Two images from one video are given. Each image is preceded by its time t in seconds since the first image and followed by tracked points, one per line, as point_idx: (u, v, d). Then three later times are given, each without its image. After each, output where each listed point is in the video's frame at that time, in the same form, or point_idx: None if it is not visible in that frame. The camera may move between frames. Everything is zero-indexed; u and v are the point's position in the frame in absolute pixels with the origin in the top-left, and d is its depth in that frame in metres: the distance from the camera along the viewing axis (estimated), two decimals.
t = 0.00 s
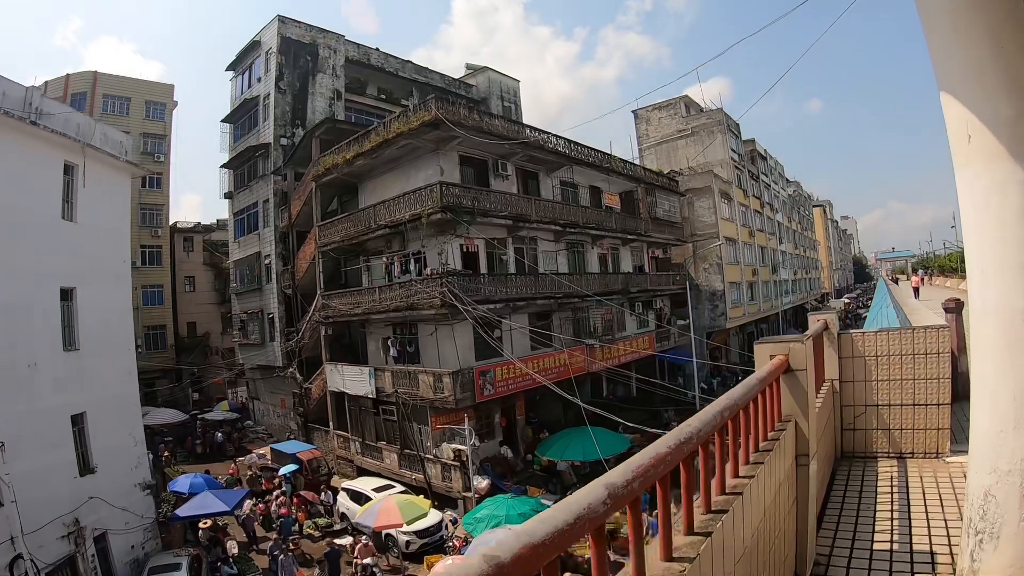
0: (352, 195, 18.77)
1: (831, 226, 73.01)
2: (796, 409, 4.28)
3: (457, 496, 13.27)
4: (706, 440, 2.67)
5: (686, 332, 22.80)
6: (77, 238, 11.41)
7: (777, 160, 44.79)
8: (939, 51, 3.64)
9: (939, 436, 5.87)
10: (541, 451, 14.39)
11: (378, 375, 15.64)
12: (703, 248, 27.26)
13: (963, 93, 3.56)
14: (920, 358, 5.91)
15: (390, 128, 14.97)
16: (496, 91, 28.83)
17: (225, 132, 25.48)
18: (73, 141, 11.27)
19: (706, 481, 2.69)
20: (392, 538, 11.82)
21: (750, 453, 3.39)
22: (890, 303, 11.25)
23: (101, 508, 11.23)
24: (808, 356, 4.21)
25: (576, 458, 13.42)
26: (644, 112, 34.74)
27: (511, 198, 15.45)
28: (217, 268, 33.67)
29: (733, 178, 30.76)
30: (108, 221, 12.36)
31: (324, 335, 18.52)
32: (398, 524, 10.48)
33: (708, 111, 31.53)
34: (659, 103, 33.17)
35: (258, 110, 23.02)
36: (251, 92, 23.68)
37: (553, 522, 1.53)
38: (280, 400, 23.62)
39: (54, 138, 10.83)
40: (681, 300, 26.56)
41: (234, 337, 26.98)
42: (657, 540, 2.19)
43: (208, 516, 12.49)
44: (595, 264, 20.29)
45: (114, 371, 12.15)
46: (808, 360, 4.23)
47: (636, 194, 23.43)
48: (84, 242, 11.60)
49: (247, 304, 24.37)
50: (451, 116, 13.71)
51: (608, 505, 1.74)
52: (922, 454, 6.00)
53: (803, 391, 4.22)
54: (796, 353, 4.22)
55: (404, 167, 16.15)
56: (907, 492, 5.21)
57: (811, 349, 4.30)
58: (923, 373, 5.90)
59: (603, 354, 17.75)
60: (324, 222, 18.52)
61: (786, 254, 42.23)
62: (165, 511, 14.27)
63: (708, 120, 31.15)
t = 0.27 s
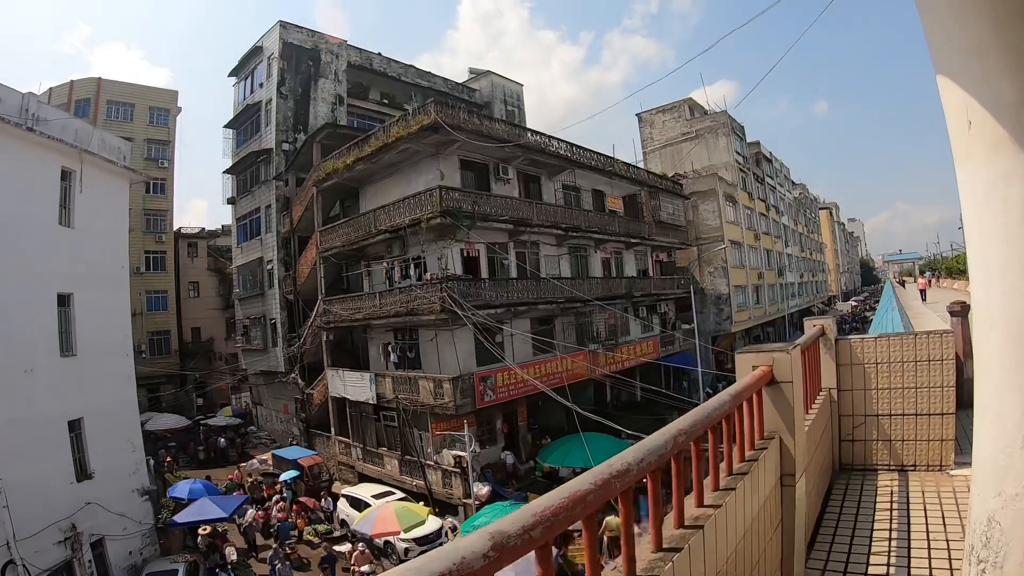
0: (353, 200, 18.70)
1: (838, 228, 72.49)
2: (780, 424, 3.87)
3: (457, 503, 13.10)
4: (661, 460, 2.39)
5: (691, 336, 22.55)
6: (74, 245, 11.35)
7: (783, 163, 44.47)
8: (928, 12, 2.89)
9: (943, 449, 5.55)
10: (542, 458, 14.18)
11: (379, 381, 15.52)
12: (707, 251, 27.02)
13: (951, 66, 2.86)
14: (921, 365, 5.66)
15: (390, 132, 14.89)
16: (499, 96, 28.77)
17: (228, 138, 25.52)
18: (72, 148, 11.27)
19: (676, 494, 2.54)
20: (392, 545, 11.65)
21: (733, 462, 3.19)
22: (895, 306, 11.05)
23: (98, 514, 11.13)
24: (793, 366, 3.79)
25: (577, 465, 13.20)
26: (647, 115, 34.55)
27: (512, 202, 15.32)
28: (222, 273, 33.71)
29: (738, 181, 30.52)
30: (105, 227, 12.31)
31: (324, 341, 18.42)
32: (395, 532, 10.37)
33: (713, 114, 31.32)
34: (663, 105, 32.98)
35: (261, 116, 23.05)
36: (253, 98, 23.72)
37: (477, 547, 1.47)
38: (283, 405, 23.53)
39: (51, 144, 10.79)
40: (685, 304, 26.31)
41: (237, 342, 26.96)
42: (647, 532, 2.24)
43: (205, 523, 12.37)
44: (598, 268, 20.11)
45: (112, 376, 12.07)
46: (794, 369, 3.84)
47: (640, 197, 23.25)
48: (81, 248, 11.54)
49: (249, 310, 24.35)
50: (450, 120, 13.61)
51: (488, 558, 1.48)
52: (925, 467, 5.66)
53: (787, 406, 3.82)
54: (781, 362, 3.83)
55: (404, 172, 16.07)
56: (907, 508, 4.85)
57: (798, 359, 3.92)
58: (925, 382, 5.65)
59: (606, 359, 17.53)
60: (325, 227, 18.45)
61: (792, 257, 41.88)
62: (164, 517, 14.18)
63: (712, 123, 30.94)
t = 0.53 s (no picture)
0: (357, 202, 18.61)
1: (847, 230, 71.91)
2: (770, 443, 3.31)
3: (459, 507, 12.95)
4: (638, 483, 2.08)
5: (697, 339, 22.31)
6: (74, 247, 11.31)
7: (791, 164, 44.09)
8: (937, 1, 2.88)
9: (954, 462, 4.71)
10: (545, 462, 14.02)
11: (381, 383, 15.42)
12: (714, 253, 26.77)
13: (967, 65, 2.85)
14: (929, 373, 4.80)
15: (392, 134, 14.79)
16: (504, 97, 28.64)
17: (234, 140, 25.55)
18: (71, 150, 11.22)
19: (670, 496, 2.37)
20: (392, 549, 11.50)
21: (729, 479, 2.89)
22: (904, 307, 10.81)
23: (97, 516, 11.05)
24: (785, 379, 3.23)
25: (580, 470, 13.00)
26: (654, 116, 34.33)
27: (515, 203, 15.16)
28: (228, 275, 33.77)
29: (745, 182, 30.24)
30: (105, 229, 12.27)
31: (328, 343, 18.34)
32: (394, 537, 10.22)
33: (719, 114, 31.06)
34: (670, 106, 32.76)
35: (265, 118, 23.06)
36: (258, 100, 23.72)
37: (469, 548, 1.38)
38: (287, 407, 23.48)
39: (51, 146, 10.77)
40: (692, 307, 26.07)
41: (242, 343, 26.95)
42: (629, 550, 2.00)
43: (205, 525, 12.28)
44: (603, 270, 19.93)
45: (111, 378, 12.01)
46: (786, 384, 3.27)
47: (645, 199, 23.06)
48: (81, 250, 11.50)
49: (254, 312, 24.33)
50: (452, 121, 13.50)
51: None
52: (932, 481, 4.83)
53: (778, 422, 3.26)
54: (771, 376, 3.29)
55: (407, 173, 15.97)
56: (913, 534, 4.02)
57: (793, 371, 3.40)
58: (935, 390, 4.78)
59: (611, 362, 17.31)
60: (328, 229, 18.38)
61: (800, 259, 41.48)
62: (165, 519, 14.12)
63: (719, 123, 30.67)
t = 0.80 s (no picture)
0: (361, 203, 18.52)
1: (856, 231, 71.21)
2: (769, 459, 2.97)
3: (462, 511, 12.79)
4: (599, 517, 1.73)
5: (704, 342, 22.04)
6: (74, 248, 11.26)
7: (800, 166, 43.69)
8: None
9: (969, 474, 4.45)
10: (548, 466, 13.82)
11: (384, 386, 15.29)
12: (721, 255, 26.49)
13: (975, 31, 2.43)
14: (943, 380, 4.55)
15: (395, 134, 14.69)
16: (511, 98, 28.51)
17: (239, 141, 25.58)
18: (73, 150, 11.19)
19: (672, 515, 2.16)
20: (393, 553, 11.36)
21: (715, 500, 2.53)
22: (915, 310, 10.57)
23: (97, 517, 10.98)
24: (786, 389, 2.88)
25: (584, 474, 12.80)
26: (661, 117, 34.10)
27: (520, 204, 14.99)
28: (234, 276, 33.82)
29: (753, 183, 29.93)
30: (106, 230, 12.22)
31: (331, 345, 18.25)
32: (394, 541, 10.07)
33: (727, 115, 30.80)
34: (677, 107, 32.52)
35: (271, 119, 23.06)
36: (263, 101, 23.73)
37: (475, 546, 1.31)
38: (292, 409, 23.42)
39: (53, 147, 10.74)
40: (699, 309, 25.80)
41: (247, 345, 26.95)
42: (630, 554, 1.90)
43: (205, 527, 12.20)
44: (609, 272, 19.73)
45: (112, 379, 11.95)
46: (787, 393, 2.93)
47: (652, 200, 22.84)
48: (81, 250, 11.45)
49: (259, 313, 24.32)
50: (455, 121, 13.38)
51: None
52: (943, 493, 4.58)
53: (779, 438, 2.91)
54: (771, 383, 2.93)
55: (411, 174, 15.86)
56: (924, 548, 3.77)
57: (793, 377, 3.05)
58: (949, 397, 4.54)
59: (617, 364, 17.09)
60: (332, 230, 18.30)
61: (809, 261, 41.08)
62: (167, 521, 14.05)
63: (727, 124, 30.41)
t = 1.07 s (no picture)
0: (362, 204, 18.42)
1: (861, 235, 70.80)
2: (761, 490, 2.69)
3: (460, 515, 12.63)
4: None
5: (707, 346, 21.82)
6: (70, 248, 11.17)
7: (805, 168, 43.43)
8: None
9: (979, 493, 4.27)
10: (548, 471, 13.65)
11: (383, 388, 15.15)
12: (725, 257, 26.27)
13: None
14: (953, 392, 4.38)
15: (396, 135, 14.57)
16: (513, 99, 28.39)
17: (242, 142, 25.55)
18: (69, 150, 11.11)
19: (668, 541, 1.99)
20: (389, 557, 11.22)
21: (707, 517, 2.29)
22: (921, 314, 10.38)
23: (91, 519, 10.88)
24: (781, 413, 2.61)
25: (583, 479, 12.62)
26: (665, 119, 33.92)
27: (521, 206, 14.85)
28: (236, 277, 33.79)
29: (757, 185, 29.72)
30: (103, 230, 12.14)
31: (331, 347, 18.13)
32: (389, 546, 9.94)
33: (731, 117, 30.60)
34: (681, 109, 32.34)
35: (272, 120, 23.01)
36: (265, 101, 23.67)
37: None
38: (292, 410, 23.32)
39: (49, 146, 10.67)
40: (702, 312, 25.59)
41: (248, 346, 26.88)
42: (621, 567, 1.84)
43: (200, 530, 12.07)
44: (612, 274, 19.55)
45: (108, 380, 11.86)
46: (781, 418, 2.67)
47: (655, 202, 22.67)
48: (78, 251, 11.38)
49: (260, 314, 24.24)
50: (455, 122, 13.27)
51: None
52: (952, 512, 4.36)
53: (771, 467, 2.67)
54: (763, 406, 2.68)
55: (412, 175, 15.75)
56: (930, 571, 3.58)
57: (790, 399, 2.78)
58: (959, 411, 4.36)
59: (618, 368, 16.91)
60: (333, 232, 18.20)
61: (814, 264, 40.80)
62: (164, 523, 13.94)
63: (731, 126, 30.20)
